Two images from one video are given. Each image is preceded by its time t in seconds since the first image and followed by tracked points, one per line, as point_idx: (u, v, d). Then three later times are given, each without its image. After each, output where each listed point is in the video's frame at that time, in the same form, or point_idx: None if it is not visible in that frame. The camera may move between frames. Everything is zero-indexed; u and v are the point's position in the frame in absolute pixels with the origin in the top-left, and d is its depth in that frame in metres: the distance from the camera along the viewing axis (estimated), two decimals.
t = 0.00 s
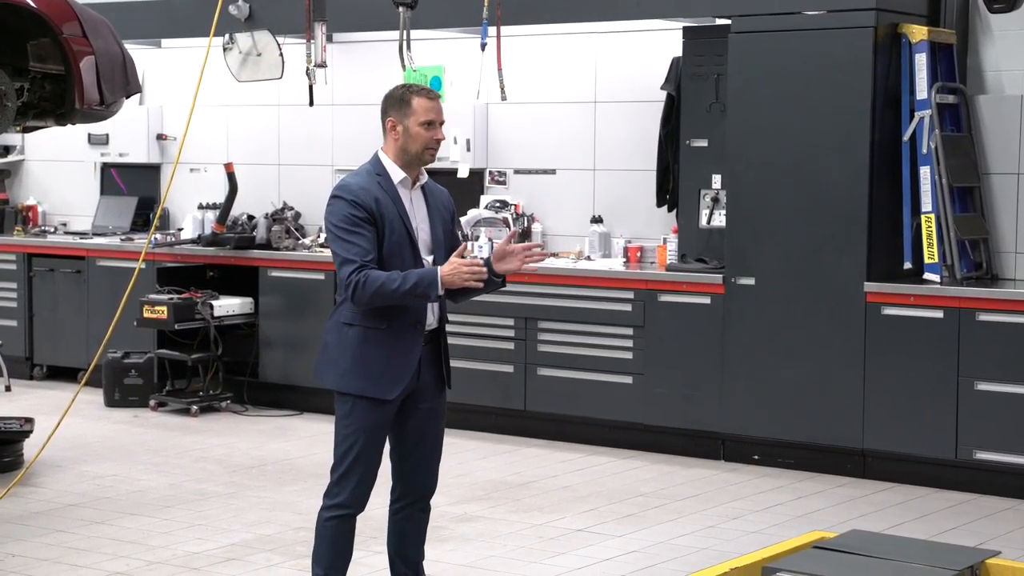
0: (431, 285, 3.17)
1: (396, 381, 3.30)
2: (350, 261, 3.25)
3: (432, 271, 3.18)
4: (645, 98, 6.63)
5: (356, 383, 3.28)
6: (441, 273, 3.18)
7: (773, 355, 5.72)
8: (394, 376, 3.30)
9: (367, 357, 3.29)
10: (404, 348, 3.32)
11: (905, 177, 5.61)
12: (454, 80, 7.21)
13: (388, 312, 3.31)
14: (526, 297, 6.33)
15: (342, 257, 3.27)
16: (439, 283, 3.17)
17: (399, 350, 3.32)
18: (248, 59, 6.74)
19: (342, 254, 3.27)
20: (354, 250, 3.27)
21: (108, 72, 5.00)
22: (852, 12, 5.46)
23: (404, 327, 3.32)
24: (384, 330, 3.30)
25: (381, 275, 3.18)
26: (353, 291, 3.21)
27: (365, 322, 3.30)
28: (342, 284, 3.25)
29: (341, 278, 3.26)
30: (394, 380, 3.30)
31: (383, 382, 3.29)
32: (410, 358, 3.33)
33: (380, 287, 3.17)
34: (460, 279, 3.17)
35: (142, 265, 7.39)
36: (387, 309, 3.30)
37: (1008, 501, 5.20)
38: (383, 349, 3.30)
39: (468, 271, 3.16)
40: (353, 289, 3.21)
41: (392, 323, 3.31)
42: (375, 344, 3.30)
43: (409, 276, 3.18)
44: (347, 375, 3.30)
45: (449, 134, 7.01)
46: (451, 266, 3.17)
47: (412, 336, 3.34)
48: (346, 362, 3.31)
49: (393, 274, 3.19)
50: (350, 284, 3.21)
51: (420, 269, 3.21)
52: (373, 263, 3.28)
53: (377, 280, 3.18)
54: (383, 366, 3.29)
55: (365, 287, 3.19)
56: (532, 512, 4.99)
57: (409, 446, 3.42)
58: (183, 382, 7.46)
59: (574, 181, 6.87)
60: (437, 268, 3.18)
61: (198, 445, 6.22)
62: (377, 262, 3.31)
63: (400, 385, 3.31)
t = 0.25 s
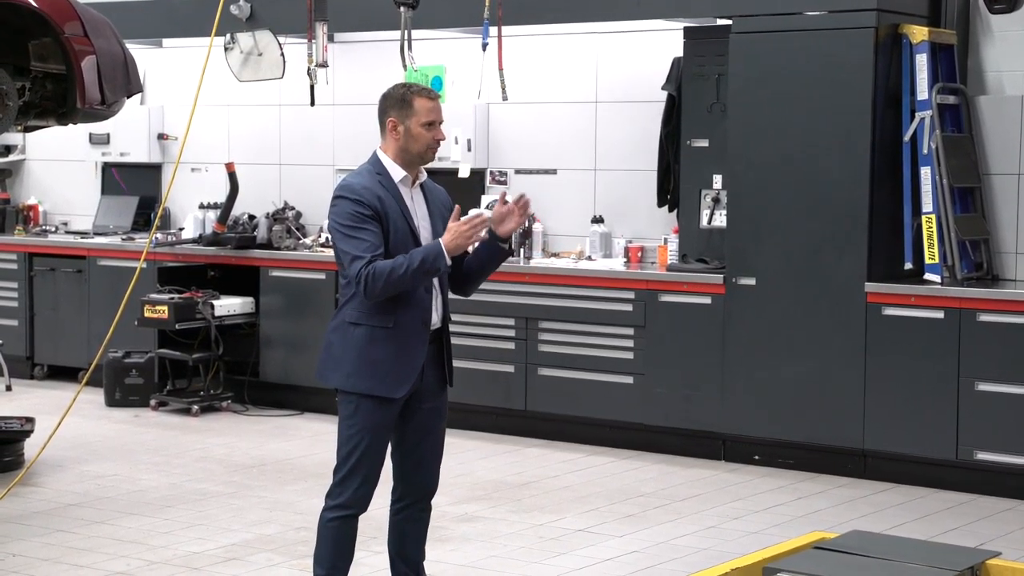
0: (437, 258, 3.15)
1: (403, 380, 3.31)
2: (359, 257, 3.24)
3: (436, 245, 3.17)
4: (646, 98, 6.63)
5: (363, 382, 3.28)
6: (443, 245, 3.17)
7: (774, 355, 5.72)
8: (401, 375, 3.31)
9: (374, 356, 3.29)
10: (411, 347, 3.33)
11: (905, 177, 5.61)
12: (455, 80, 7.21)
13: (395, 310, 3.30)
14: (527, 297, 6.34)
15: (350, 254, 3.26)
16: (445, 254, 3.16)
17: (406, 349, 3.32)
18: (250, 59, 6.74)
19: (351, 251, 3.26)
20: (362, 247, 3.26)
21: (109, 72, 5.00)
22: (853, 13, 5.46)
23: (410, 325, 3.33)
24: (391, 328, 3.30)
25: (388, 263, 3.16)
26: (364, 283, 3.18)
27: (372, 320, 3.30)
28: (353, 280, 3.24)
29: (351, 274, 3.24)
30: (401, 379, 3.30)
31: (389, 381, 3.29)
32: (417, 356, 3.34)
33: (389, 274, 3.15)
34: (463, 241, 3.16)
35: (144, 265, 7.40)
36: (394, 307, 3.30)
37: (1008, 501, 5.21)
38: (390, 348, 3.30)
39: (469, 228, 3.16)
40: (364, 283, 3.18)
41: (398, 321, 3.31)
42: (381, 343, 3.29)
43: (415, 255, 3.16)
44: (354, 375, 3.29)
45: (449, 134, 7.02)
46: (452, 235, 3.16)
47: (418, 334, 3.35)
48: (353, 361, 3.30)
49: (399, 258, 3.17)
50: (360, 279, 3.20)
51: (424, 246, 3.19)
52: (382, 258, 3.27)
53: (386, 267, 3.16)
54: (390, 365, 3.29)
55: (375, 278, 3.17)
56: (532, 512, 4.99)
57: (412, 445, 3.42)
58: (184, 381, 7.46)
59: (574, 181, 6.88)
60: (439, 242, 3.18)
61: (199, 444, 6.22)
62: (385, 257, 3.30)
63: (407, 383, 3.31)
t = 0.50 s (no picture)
0: (447, 273, 3.19)
1: (403, 382, 3.31)
2: (363, 261, 3.24)
3: (447, 259, 3.20)
4: (646, 101, 6.63)
5: (362, 385, 3.29)
6: (454, 261, 3.19)
7: (774, 357, 5.72)
8: (402, 378, 3.31)
9: (374, 359, 3.29)
10: (410, 350, 3.33)
11: (906, 180, 5.61)
12: (456, 82, 7.22)
13: (395, 314, 3.30)
14: (527, 299, 6.33)
15: (353, 259, 3.26)
16: (455, 271, 3.19)
17: (405, 352, 3.32)
18: (250, 61, 6.74)
19: (354, 255, 3.26)
20: (364, 251, 3.26)
21: (110, 74, 5.01)
22: (853, 15, 5.46)
23: (411, 328, 3.33)
24: (392, 332, 3.30)
25: (397, 271, 3.18)
26: (371, 290, 3.19)
27: (372, 324, 3.30)
28: (357, 285, 3.24)
29: (354, 279, 3.25)
30: (400, 382, 3.31)
31: (388, 384, 3.29)
32: (417, 358, 3.34)
33: (398, 282, 3.17)
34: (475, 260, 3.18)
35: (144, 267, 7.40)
36: (394, 311, 3.30)
37: (1009, 504, 5.20)
38: (390, 351, 3.30)
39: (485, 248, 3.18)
40: (370, 289, 3.19)
41: (398, 325, 3.31)
42: (381, 347, 3.30)
43: (425, 267, 3.20)
44: (354, 378, 3.30)
45: (448, 135, 6.98)
46: (464, 251, 3.19)
47: (419, 337, 3.35)
48: (353, 364, 3.30)
49: (409, 268, 3.20)
50: (365, 283, 3.20)
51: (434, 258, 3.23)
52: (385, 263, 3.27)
53: (395, 276, 3.17)
54: (390, 368, 3.30)
55: (381, 284, 3.18)
56: (533, 514, 4.99)
57: (412, 447, 3.42)
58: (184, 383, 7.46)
59: (575, 183, 6.88)
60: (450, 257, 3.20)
61: (199, 447, 6.22)
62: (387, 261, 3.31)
63: (407, 386, 3.32)
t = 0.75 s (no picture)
0: (417, 269, 3.11)
1: (393, 384, 3.31)
2: (345, 267, 3.26)
3: (417, 254, 3.12)
4: (646, 102, 6.64)
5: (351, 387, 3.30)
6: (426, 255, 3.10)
7: (773, 359, 5.73)
8: (391, 380, 3.31)
9: (362, 362, 3.30)
10: (400, 353, 3.32)
11: (906, 181, 5.62)
12: (456, 84, 7.22)
13: (382, 316, 3.30)
14: (526, 301, 6.34)
15: (337, 264, 3.28)
16: (427, 264, 3.11)
17: (394, 354, 3.31)
18: (250, 63, 6.74)
19: (338, 261, 3.28)
20: (348, 256, 3.28)
21: (110, 75, 5.00)
22: (853, 17, 5.46)
23: (400, 330, 3.32)
24: (380, 335, 3.30)
25: (371, 273, 3.17)
26: (350, 294, 3.21)
27: (361, 327, 3.31)
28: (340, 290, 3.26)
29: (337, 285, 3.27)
30: (389, 385, 3.30)
31: (377, 387, 3.30)
32: (407, 360, 3.33)
33: (371, 284, 3.15)
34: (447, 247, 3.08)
35: (144, 269, 7.41)
36: (382, 313, 3.30)
37: (1008, 505, 5.21)
38: (379, 353, 3.30)
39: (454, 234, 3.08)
40: (349, 294, 3.21)
41: (387, 328, 3.30)
42: (369, 350, 3.30)
43: (395, 266, 3.14)
44: (345, 380, 3.31)
45: (449, 137, 7.02)
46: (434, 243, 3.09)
47: (409, 338, 3.33)
48: (344, 367, 3.32)
49: (382, 269, 3.16)
50: (345, 288, 3.22)
51: (408, 255, 3.16)
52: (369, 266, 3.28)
53: (368, 279, 3.16)
54: (379, 370, 3.30)
55: (358, 288, 3.18)
56: (532, 515, 4.99)
57: (411, 449, 3.42)
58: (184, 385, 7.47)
59: (574, 185, 6.88)
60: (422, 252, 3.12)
61: (199, 448, 6.23)
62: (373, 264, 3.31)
63: (396, 388, 3.31)
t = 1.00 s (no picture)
0: (382, 284, 3.16)
1: (383, 386, 3.31)
2: (329, 271, 3.31)
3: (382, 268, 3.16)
4: (646, 103, 6.64)
5: (344, 389, 3.32)
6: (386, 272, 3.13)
7: (773, 360, 5.73)
8: (381, 382, 3.30)
9: (353, 365, 3.32)
10: (390, 354, 3.32)
11: (905, 182, 5.62)
12: (455, 85, 7.22)
13: (371, 319, 3.31)
14: (526, 302, 6.34)
15: (323, 268, 3.33)
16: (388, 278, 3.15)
17: (384, 357, 3.31)
18: (250, 64, 6.75)
19: (324, 265, 3.33)
20: (333, 261, 3.32)
21: (110, 77, 5.00)
22: (853, 18, 5.47)
23: (389, 333, 3.32)
24: (369, 337, 3.31)
25: (344, 285, 3.21)
26: (329, 301, 3.26)
27: (351, 329, 3.32)
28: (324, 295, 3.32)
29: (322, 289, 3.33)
30: (380, 387, 3.30)
31: (368, 389, 3.30)
32: (398, 362, 3.32)
33: (344, 297, 3.21)
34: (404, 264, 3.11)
35: (144, 270, 7.42)
36: (370, 316, 3.30)
37: (1008, 506, 5.21)
38: (369, 356, 3.31)
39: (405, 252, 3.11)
40: (329, 300, 3.27)
41: (376, 330, 3.31)
42: (360, 352, 3.31)
43: (365, 278, 3.18)
44: (339, 382, 3.33)
45: (449, 138, 7.03)
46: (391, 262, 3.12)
47: (400, 340, 3.33)
48: (337, 370, 3.34)
49: (355, 279, 3.20)
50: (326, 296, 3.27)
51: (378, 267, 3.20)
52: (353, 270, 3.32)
53: (343, 288, 3.21)
54: (370, 373, 3.30)
55: (335, 298, 3.24)
56: (532, 516, 5.00)
57: (409, 449, 3.43)
58: (184, 386, 7.47)
59: (574, 186, 6.89)
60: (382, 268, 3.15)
61: (199, 449, 6.23)
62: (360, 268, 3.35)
63: (388, 390, 3.31)
